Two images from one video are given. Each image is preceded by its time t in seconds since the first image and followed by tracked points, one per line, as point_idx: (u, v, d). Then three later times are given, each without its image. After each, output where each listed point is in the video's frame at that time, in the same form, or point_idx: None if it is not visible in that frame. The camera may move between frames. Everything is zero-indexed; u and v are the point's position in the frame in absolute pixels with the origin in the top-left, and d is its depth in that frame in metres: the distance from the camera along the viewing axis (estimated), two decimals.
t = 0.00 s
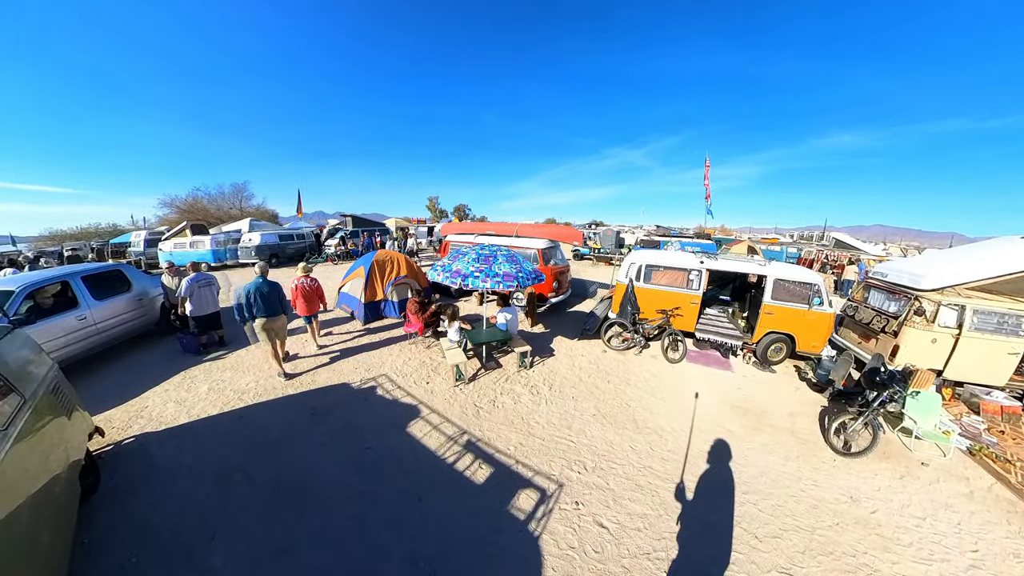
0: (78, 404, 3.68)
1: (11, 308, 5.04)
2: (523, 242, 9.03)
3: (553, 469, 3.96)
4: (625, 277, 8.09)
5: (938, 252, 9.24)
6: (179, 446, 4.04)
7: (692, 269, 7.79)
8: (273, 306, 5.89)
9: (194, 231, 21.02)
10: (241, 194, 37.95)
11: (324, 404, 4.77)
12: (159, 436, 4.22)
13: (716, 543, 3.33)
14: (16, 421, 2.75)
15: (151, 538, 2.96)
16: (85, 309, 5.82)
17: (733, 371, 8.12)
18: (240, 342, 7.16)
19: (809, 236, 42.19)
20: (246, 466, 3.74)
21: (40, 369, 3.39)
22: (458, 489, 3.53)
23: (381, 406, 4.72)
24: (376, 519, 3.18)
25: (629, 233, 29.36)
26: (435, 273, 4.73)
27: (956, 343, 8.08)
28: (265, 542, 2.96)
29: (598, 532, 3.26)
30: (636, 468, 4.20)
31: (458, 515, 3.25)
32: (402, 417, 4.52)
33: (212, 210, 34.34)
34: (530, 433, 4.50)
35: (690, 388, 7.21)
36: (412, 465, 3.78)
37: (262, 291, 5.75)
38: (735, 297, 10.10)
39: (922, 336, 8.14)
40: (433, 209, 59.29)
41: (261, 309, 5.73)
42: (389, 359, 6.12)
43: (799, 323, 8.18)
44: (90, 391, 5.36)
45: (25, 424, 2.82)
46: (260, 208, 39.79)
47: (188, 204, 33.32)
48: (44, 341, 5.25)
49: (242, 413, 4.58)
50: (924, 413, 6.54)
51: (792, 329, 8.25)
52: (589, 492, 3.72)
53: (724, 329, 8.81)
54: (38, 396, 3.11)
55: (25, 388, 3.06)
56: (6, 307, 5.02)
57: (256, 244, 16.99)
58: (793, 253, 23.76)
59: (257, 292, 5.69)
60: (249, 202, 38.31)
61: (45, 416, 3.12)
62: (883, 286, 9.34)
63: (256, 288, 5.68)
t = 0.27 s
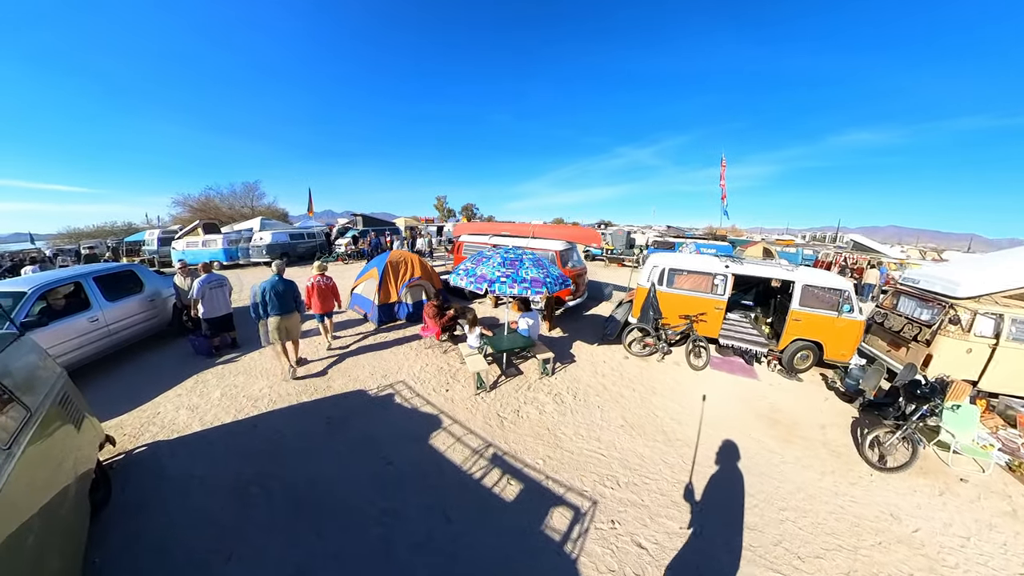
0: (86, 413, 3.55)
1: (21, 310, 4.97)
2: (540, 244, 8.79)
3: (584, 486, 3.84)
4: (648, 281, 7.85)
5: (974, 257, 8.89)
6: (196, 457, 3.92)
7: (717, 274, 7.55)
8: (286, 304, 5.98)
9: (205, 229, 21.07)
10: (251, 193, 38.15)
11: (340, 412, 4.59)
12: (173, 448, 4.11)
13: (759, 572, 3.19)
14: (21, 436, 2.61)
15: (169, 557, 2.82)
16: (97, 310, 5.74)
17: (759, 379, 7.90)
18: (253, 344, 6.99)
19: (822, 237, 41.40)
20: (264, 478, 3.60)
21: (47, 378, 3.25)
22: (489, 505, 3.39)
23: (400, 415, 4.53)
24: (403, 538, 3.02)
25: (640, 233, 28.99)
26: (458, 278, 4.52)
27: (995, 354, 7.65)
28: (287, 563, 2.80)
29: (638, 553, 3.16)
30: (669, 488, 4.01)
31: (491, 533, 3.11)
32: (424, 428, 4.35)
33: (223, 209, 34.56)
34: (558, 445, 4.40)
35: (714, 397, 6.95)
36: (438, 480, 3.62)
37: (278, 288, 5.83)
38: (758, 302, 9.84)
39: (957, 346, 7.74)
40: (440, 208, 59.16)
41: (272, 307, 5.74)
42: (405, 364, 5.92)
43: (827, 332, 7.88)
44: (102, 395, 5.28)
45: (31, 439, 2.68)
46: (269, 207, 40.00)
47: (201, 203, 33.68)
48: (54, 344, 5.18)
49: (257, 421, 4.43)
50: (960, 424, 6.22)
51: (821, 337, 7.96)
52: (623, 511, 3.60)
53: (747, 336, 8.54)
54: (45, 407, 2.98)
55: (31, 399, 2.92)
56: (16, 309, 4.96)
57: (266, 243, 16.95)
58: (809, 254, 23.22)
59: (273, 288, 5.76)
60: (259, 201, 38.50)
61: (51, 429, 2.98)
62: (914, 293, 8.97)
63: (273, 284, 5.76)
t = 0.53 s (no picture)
0: (81, 421, 3.29)
1: (21, 310, 4.78)
2: (557, 242, 8.45)
3: (619, 505, 3.57)
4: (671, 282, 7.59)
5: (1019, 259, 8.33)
6: (202, 469, 3.68)
7: (745, 276, 7.20)
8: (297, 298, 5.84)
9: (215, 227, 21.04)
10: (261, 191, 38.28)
11: (352, 420, 4.31)
12: (176, 458, 3.86)
13: None
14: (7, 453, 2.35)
15: None
16: (101, 309, 5.55)
17: (788, 388, 7.51)
18: (261, 344, 6.76)
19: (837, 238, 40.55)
20: (274, 494, 3.34)
21: (40, 384, 3.01)
22: (519, 528, 3.14)
23: (416, 425, 4.25)
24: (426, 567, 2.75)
25: (651, 233, 28.46)
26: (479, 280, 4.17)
27: None
28: None
29: None
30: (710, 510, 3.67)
31: (525, 561, 2.85)
32: (442, 440, 4.07)
33: (233, 207, 34.69)
34: (587, 460, 4.14)
35: (743, 406, 6.58)
36: (462, 500, 3.35)
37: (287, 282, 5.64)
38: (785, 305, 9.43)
39: (1002, 355, 7.00)
40: (448, 207, 58.94)
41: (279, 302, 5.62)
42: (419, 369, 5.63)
43: (862, 338, 7.44)
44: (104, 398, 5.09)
45: (19, 453, 2.43)
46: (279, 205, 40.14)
47: (212, 201, 33.91)
48: (55, 344, 4.99)
49: (266, 429, 4.17)
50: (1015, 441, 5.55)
51: (854, 343, 7.53)
52: (664, 535, 3.32)
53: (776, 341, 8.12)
54: (36, 416, 2.73)
55: (22, 407, 2.67)
56: (16, 308, 4.77)
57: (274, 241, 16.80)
58: (828, 254, 22.51)
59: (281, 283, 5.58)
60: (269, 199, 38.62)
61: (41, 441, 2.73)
62: (952, 298, 8.36)
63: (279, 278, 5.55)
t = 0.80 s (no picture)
0: (78, 436, 3.09)
1: (25, 314, 4.63)
2: (575, 244, 8.12)
3: (655, 533, 3.30)
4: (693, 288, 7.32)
5: None
6: (209, 486, 3.47)
7: (773, 283, 6.90)
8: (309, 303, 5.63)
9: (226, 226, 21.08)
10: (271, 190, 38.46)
11: (365, 435, 4.08)
12: (181, 475, 3.65)
13: None
14: None
15: None
16: (108, 313, 5.39)
17: (818, 401, 7.14)
18: (271, 348, 6.53)
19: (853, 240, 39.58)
20: (284, 517, 3.12)
21: (34, 398, 2.80)
22: (550, 559, 2.89)
23: (433, 442, 4.00)
24: None
25: (662, 234, 27.89)
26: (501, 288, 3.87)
27: None
28: None
29: None
30: (753, 541, 3.37)
31: None
32: (461, 458, 3.82)
33: (243, 206, 34.88)
34: (616, 481, 3.89)
35: (772, 420, 6.23)
36: (485, 527, 3.10)
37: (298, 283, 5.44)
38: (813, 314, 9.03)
39: None
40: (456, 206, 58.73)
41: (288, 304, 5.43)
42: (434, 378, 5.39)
43: (896, 349, 7.03)
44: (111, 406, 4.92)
45: (2, 485, 2.18)
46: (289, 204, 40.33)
47: (223, 200, 34.16)
48: (59, 350, 4.83)
49: (275, 443, 3.96)
50: None
51: (888, 354, 7.12)
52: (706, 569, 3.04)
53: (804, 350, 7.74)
54: (26, 439, 2.49)
55: (10, 429, 2.43)
56: (20, 313, 4.62)
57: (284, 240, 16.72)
58: (848, 257, 21.83)
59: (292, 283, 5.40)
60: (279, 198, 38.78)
61: (31, 465, 2.50)
62: (992, 308, 7.78)
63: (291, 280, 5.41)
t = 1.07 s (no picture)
0: (69, 451, 2.84)
1: (25, 315, 4.43)
2: (594, 244, 7.75)
3: (698, 560, 3.07)
4: (719, 293, 6.98)
5: None
6: (212, 505, 3.21)
7: (806, 287, 6.53)
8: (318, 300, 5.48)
9: (237, 224, 21.13)
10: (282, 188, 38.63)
11: (379, 448, 3.80)
12: (185, 489, 3.41)
13: None
14: None
15: None
16: (113, 313, 5.18)
17: (851, 412, 6.73)
18: (280, 350, 6.28)
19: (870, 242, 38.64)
20: (293, 542, 2.86)
21: (26, 409, 2.57)
22: None
23: (451, 457, 3.72)
24: None
25: (675, 234, 27.37)
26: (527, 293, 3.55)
27: None
28: None
29: None
30: None
31: None
32: (483, 477, 3.53)
33: (254, 204, 35.12)
34: (651, 501, 3.66)
35: (807, 433, 5.85)
36: (513, 557, 2.83)
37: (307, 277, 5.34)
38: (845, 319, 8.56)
39: None
40: (464, 205, 58.67)
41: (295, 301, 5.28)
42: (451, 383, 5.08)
43: (935, 360, 6.58)
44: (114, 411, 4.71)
45: None
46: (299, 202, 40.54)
47: (233, 199, 34.36)
48: (61, 352, 4.63)
49: (282, 457, 3.68)
50: None
51: (926, 365, 6.67)
52: None
53: (836, 358, 7.32)
54: (11, 458, 2.23)
55: None
56: (20, 313, 4.43)
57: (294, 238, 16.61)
58: (869, 258, 21.15)
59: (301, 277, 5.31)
60: (289, 197, 38.95)
61: (19, 485, 2.26)
62: None
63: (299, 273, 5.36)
